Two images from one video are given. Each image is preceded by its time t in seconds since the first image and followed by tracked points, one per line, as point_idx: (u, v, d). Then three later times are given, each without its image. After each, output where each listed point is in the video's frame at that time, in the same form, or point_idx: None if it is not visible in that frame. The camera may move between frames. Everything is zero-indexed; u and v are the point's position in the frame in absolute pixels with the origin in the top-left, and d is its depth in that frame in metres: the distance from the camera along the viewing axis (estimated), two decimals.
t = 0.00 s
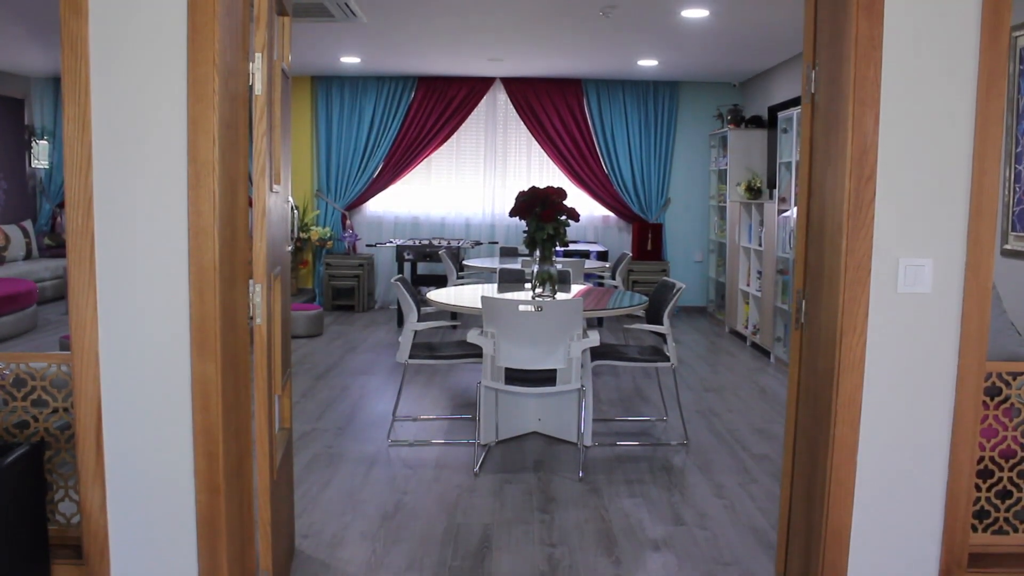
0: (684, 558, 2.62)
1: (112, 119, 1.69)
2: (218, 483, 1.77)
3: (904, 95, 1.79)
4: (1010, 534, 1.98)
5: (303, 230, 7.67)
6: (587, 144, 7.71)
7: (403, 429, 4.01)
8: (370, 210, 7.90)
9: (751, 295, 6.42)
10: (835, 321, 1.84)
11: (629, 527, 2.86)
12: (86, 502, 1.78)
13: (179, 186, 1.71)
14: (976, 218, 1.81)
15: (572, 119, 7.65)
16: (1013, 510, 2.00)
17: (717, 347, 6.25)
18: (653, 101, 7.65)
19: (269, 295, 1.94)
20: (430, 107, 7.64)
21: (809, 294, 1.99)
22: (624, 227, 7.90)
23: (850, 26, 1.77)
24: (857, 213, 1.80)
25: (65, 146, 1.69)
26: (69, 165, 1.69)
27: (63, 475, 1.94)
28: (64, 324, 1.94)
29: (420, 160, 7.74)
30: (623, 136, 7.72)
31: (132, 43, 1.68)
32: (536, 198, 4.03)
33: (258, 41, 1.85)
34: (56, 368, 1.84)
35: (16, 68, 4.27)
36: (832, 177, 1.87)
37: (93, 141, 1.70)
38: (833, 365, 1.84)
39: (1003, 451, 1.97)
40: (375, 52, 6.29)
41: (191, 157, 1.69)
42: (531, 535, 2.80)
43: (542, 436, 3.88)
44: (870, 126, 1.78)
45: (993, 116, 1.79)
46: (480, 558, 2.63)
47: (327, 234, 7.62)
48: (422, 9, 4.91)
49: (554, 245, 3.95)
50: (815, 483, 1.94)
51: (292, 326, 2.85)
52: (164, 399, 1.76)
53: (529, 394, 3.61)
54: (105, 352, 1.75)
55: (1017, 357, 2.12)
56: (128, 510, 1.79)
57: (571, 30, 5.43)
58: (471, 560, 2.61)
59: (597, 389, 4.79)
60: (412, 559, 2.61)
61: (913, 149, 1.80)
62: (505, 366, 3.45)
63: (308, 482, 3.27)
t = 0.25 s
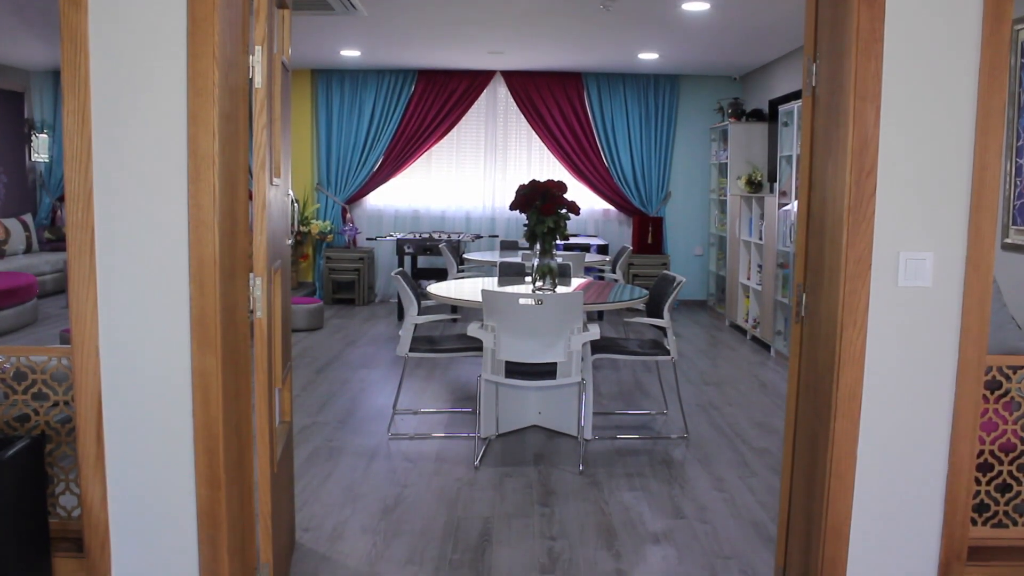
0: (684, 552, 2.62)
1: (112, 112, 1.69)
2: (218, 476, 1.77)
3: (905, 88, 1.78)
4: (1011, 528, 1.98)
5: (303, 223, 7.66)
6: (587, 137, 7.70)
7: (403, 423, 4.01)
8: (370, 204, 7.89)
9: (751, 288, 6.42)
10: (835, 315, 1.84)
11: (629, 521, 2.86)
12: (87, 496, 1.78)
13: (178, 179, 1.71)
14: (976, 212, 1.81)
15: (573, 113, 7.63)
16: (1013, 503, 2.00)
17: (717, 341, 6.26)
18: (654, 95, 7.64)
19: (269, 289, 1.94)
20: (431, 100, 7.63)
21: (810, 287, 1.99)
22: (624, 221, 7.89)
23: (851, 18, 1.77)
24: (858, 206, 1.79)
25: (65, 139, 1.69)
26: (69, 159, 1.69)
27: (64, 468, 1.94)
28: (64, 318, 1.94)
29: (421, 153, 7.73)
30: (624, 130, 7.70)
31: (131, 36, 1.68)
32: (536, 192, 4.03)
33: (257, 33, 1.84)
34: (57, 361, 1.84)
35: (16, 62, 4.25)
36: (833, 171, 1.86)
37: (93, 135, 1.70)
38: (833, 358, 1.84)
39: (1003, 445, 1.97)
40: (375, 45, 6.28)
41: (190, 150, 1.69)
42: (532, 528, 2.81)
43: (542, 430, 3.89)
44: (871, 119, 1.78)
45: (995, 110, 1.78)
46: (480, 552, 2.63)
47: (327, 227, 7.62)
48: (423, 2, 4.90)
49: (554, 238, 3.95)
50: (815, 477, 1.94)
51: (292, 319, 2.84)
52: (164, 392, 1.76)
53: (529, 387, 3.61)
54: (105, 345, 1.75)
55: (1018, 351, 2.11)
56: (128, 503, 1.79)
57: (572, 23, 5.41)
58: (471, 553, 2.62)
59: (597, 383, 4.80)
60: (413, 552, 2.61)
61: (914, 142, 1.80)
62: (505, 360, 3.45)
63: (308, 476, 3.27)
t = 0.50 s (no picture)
0: (684, 545, 2.63)
1: (111, 105, 1.69)
2: (219, 469, 1.77)
3: (906, 81, 1.78)
4: (1010, 521, 1.98)
5: (304, 216, 7.66)
6: (587, 131, 7.68)
7: (404, 416, 4.02)
8: (371, 197, 7.89)
9: (751, 282, 6.42)
10: (835, 308, 1.84)
11: (629, 514, 2.87)
12: (88, 488, 1.78)
13: (179, 172, 1.70)
14: (977, 205, 1.81)
15: (573, 106, 7.62)
16: (1013, 497, 2.01)
17: (717, 334, 6.26)
18: (654, 88, 7.62)
19: (269, 282, 1.94)
20: (431, 93, 7.61)
21: (810, 281, 1.99)
22: (624, 214, 7.88)
23: (852, 10, 1.76)
24: (859, 198, 1.79)
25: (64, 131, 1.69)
26: (69, 152, 1.69)
27: (64, 461, 1.94)
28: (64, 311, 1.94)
29: (421, 146, 7.72)
30: (624, 123, 7.69)
31: (131, 28, 1.67)
32: (536, 185, 4.03)
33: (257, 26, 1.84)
34: (57, 354, 1.84)
35: (16, 54, 4.24)
36: (834, 163, 1.86)
37: (93, 128, 1.70)
38: (834, 351, 1.84)
39: (1003, 438, 1.97)
40: (376, 38, 6.26)
41: (190, 142, 1.69)
42: (532, 521, 2.81)
43: (542, 423, 3.89)
44: (872, 112, 1.77)
45: (996, 102, 1.78)
46: (480, 544, 2.64)
47: (327, 221, 7.62)
48: None
49: (554, 232, 3.94)
50: (815, 469, 1.94)
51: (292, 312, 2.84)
52: (165, 385, 1.76)
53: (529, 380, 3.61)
54: (106, 338, 1.75)
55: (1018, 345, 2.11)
56: (129, 495, 1.79)
57: (573, 16, 5.40)
58: (472, 546, 2.62)
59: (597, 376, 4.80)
60: (413, 545, 2.62)
61: (915, 135, 1.79)
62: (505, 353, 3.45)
63: (308, 469, 3.28)
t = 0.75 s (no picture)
0: (684, 544, 2.63)
1: (112, 103, 1.69)
2: (219, 468, 1.77)
3: (907, 79, 1.77)
4: (1010, 520, 1.98)
5: (304, 215, 7.65)
6: (588, 129, 7.68)
7: (404, 415, 4.02)
8: (371, 196, 7.89)
9: (752, 281, 6.41)
10: (836, 307, 1.84)
11: (629, 513, 2.87)
12: (88, 487, 1.79)
13: (179, 171, 1.70)
14: (978, 203, 1.81)
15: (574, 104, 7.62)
16: (1013, 495, 2.01)
17: (717, 333, 6.26)
18: (655, 86, 7.62)
19: (270, 281, 1.93)
20: (432, 91, 7.61)
21: (811, 280, 1.99)
22: (625, 213, 7.88)
23: (853, 9, 1.76)
24: (859, 197, 1.79)
25: (65, 130, 1.69)
26: (70, 151, 1.69)
27: (65, 460, 1.95)
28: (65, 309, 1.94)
29: (421, 144, 7.72)
30: (625, 121, 7.69)
31: (132, 27, 1.67)
32: (537, 184, 4.02)
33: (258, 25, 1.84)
34: (58, 353, 1.84)
35: (16, 53, 4.23)
36: (834, 162, 1.86)
37: (93, 127, 1.70)
38: (834, 350, 1.84)
39: (1003, 437, 1.97)
40: (376, 36, 6.25)
41: (191, 141, 1.69)
42: (532, 520, 2.81)
43: (543, 421, 3.89)
44: (873, 111, 1.77)
45: (997, 101, 1.77)
46: (481, 543, 2.64)
47: (328, 219, 7.62)
48: None
49: (555, 230, 3.94)
50: (815, 468, 1.94)
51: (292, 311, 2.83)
52: (165, 384, 1.76)
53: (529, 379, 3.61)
54: (107, 337, 1.75)
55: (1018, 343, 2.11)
56: (129, 494, 1.79)
57: (574, 15, 5.39)
58: (472, 544, 2.62)
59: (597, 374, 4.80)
60: (414, 544, 2.62)
61: (916, 134, 1.79)
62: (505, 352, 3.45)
63: (309, 467, 3.27)
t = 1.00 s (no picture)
0: (685, 545, 2.63)
1: (112, 103, 1.69)
2: (219, 468, 1.77)
3: (908, 79, 1.77)
4: (1011, 520, 1.98)
5: (304, 216, 7.65)
6: (588, 129, 7.68)
7: (404, 415, 4.02)
8: (371, 196, 7.89)
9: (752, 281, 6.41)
10: (836, 307, 1.84)
11: (630, 513, 2.87)
12: (89, 487, 1.79)
13: (179, 171, 1.70)
14: (978, 203, 1.80)
15: (574, 104, 7.62)
16: (1013, 496, 2.01)
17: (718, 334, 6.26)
18: (655, 86, 7.62)
19: (270, 281, 1.93)
20: (432, 91, 7.61)
21: (811, 280, 1.99)
22: (625, 213, 7.88)
23: (854, 9, 1.76)
24: (859, 198, 1.79)
25: (66, 131, 1.69)
26: (70, 151, 1.69)
27: (66, 460, 1.95)
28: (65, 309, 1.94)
29: (422, 145, 7.72)
30: (625, 121, 7.69)
31: (132, 27, 1.67)
32: (537, 184, 4.02)
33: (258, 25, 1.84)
34: (58, 353, 1.84)
35: (17, 54, 4.23)
36: (835, 162, 1.86)
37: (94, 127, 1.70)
38: (834, 350, 1.84)
39: (1003, 438, 1.97)
40: (377, 37, 6.25)
41: (191, 141, 1.69)
42: (533, 521, 2.81)
43: (543, 422, 3.89)
44: (873, 111, 1.77)
45: (998, 101, 1.77)
46: (481, 544, 2.64)
47: (328, 220, 7.62)
48: None
49: (555, 231, 3.94)
50: (816, 469, 1.94)
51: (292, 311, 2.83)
52: (165, 384, 1.76)
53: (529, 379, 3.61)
54: (107, 337, 1.75)
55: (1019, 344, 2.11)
56: (129, 494, 1.79)
57: (574, 15, 5.39)
58: (472, 545, 2.62)
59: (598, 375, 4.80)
60: (414, 544, 2.62)
61: (917, 134, 1.79)
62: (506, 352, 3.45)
63: (309, 468, 3.28)
